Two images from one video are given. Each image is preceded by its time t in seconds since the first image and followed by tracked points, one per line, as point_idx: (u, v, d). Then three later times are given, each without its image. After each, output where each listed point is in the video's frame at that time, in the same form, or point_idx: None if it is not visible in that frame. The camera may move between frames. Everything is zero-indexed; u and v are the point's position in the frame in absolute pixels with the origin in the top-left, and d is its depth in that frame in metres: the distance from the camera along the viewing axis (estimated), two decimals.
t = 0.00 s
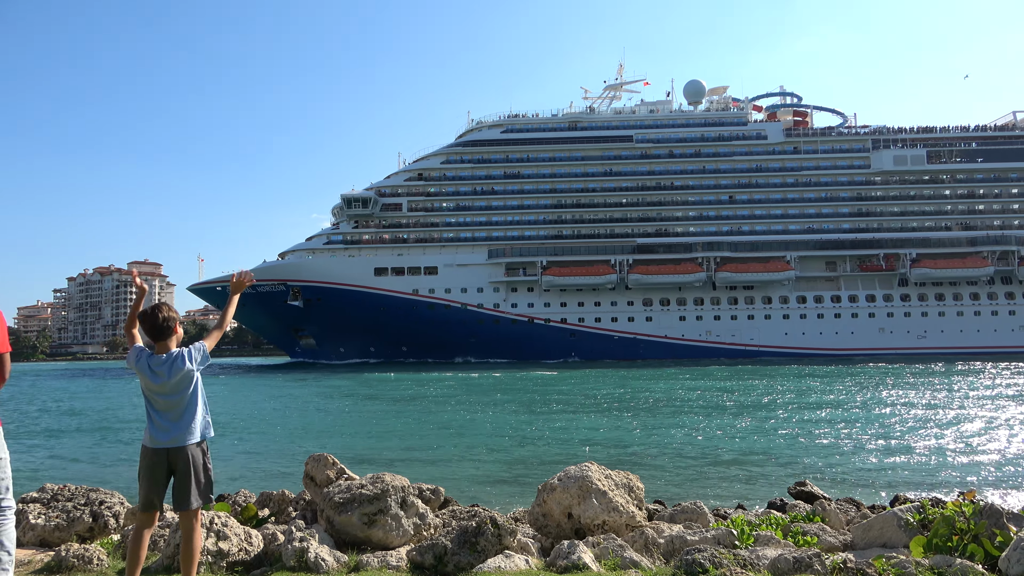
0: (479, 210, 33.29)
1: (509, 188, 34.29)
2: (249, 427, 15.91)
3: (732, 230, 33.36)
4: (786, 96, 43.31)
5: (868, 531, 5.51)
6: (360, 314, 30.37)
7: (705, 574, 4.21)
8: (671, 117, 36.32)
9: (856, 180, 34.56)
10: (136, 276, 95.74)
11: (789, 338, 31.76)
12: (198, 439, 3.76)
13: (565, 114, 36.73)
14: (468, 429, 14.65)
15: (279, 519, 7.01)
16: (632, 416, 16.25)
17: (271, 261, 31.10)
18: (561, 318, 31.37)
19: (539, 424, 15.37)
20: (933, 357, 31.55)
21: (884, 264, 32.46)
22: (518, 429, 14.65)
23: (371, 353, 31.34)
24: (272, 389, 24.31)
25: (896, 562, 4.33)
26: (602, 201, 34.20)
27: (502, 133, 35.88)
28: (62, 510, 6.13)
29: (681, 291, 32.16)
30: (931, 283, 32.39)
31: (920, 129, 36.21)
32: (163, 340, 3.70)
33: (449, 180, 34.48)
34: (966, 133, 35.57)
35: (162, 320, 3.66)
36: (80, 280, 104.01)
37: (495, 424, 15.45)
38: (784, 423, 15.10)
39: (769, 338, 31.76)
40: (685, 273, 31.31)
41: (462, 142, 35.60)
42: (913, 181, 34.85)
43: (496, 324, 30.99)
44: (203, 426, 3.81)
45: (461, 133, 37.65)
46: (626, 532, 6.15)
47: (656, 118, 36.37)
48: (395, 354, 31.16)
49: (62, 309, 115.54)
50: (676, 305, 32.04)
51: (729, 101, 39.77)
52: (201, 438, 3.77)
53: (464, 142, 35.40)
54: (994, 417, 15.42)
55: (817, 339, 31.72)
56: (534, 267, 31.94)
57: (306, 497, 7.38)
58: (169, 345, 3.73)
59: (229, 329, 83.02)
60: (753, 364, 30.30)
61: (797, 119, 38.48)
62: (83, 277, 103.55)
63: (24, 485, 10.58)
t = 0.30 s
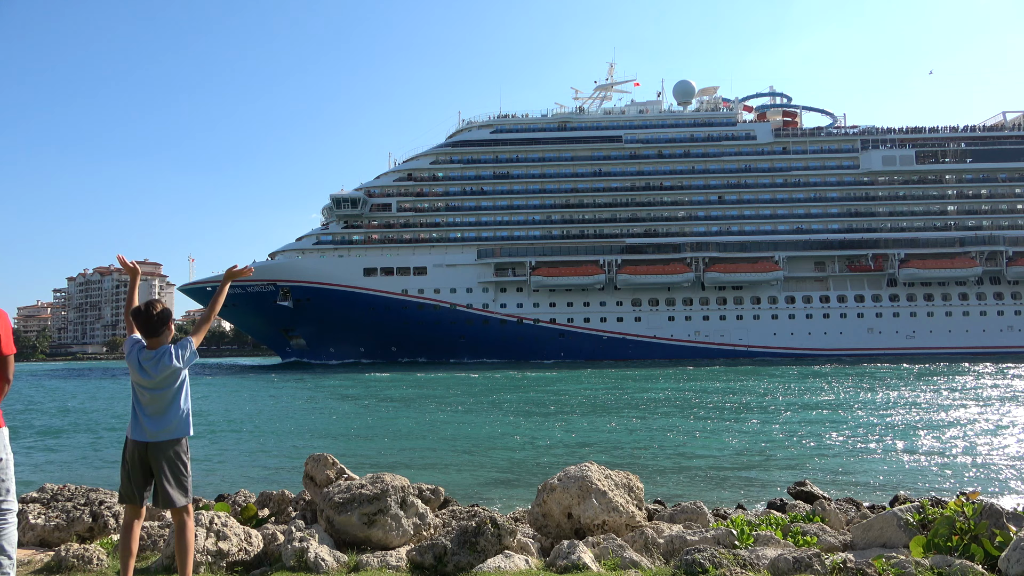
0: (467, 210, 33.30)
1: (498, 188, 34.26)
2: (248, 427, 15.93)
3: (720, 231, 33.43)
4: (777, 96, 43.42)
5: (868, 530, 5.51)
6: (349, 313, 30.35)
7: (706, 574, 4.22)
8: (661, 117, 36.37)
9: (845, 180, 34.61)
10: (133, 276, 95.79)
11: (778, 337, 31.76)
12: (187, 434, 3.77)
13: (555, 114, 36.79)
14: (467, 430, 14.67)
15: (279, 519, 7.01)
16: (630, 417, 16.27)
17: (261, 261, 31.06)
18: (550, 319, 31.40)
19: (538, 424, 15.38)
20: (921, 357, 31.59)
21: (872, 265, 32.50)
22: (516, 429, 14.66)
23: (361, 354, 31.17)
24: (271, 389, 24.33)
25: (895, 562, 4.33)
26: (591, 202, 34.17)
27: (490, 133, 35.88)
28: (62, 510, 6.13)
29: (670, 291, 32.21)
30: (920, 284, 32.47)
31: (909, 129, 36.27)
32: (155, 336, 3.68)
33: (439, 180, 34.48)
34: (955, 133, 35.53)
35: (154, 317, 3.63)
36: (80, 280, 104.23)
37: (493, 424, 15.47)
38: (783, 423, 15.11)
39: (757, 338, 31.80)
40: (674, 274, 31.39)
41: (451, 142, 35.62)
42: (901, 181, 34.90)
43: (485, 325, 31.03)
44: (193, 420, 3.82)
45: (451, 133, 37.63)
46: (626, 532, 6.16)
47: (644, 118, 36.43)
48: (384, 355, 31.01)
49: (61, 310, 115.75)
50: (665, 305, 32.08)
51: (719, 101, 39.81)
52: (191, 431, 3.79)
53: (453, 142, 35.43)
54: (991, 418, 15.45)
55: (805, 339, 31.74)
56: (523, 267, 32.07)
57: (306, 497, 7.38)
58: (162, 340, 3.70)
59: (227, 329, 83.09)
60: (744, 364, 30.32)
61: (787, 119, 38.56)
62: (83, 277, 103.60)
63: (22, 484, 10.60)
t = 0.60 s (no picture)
0: (457, 210, 33.29)
1: (487, 189, 34.26)
2: (246, 427, 15.94)
3: (709, 231, 33.49)
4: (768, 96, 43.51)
5: (869, 531, 5.51)
6: (339, 313, 30.32)
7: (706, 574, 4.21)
8: (651, 117, 36.38)
9: (834, 180, 34.64)
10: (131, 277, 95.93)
11: (767, 338, 31.81)
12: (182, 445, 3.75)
13: (545, 115, 36.80)
14: (465, 430, 14.68)
15: (279, 519, 7.02)
16: (628, 417, 16.28)
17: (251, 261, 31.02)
18: (540, 319, 31.42)
19: (536, 424, 15.39)
20: (911, 357, 31.62)
21: (861, 265, 32.53)
22: (514, 430, 14.66)
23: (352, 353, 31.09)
24: (271, 389, 24.34)
25: (895, 562, 4.33)
26: (582, 202, 34.18)
27: (479, 133, 35.88)
28: (62, 511, 6.12)
29: (659, 291, 32.27)
30: (909, 284, 32.49)
31: (899, 130, 36.29)
32: (154, 347, 3.68)
33: (429, 180, 34.49)
34: (946, 134, 35.52)
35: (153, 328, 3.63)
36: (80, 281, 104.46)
37: (492, 424, 15.46)
38: (781, 423, 15.12)
39: (747, 338, 31.82)
40: (663, 274, 31.42)
41: (441, 142, 35.64)
42: (892, 182, 34.91)
43: (474, 325, 31.01)
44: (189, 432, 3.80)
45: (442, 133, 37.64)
46: (626, 532, 6.15)
47: (634, 118, 36.47)
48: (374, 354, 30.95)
49: (61, 310, 116.01)
50: (654, 305, 32.12)
51: (710, 101, 39.85)
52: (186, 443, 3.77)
53: (443, 142, 35.44)
54: (987, 418, 15.45)
55: (794, 339, 31.79)
56: (512, 267, 32.04)
57: (306, 497, 7.38)
58: (161, 352, 3.70)
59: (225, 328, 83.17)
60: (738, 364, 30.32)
61: (776, 120, 38.63)
62: (82, 278, 103.76)
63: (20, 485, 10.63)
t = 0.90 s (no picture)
0: (451, 211, 33.27)
1: (482, 189, 34.28)
2: (251, 427, 16.01)
3: (703, 230, 33.53)
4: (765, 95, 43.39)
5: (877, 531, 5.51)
6: (335, 313, 30.34)
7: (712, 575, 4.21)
8: (645, 117, 36.34)
9: (829, 180, 34.58)
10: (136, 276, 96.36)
11: (762, 337, 31.76)
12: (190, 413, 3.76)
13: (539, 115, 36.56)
14: (470, 430, 14.70)
15: (286, 518, 7.04)
16: (631, 417, 16.28)
17: (247, 262, 31.05)
18: (535, 318, 31.43)
19: (541, 424, 15.40)
20: (908, 356, 31.59)
21: (856, 265, 32.51)
22: (517, 430, 14.68)
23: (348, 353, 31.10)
24: (276, 388, 24.41)
25: (903, 562, 4.32)
26: (576, 201, 34.20)
27: (474, 133, 35.87)
28: (71, 509, 6.16)
29: (654, 291, 32.34)
30: (905, 284, 32.41)
31: (895, 129, 36.20)
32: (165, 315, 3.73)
33: (423, 180, 34.48)
34: (943, 133, 35.35)
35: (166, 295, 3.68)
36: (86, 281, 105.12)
37: (495, 424, 15.48)
38: (785, 423, 15.12)
39: (742, 337, 31.80)
40: (657, 274, 31.41)
41: (436, 142, 35.63)
42: (887, 182, 34.85)
43: (470, 325, 31.04)
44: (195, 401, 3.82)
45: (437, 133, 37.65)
46: (632, 532, 6.15)
47: (629, 118, 36.46)
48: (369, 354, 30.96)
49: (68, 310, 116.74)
50: (649, 305, 32.17)
51: (706, 101, 39.81)
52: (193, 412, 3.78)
53: (438, 142, 35.42)
54: (990, 418, 15.41)
55: (789, 339, 31.74)
56: (508, 267, 32.15)
57: (313, 497, 7.41)
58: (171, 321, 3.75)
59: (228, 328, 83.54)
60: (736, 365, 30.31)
61: (772, 119, 38.60)
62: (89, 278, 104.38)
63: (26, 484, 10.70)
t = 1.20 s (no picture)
0: (478, 211, 33.47)
1: (507, 189, 34.41)
2: (288, 424, 16.28)
3: (730, 228, 33.26)
4: (795, 92, 42.81)
5: (922, 535, 5.39)
6: (362, 313, 30.53)
7: None
8: (671, 115, 36.10)
9: (860, 177, 34.10)
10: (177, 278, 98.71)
11: (792, 337, 31.28)
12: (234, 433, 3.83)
13: (565, 114, 36.96)
14: (504, 429, 14.76)
15: (325, 514, 7.15)
16: (666, 418, 16.19)
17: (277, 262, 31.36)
18: (560, 318, 31.38)
19: (575, 425, 15.38)
20: (945, 357, 30.72)
21: (888, 263, 31.89)
22: (551, 430, 14.69)
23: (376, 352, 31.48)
24: (313, 387, 24.77)
25: (952, 568, 4.21)
26: (601, 200, 34.14)
27: (500, 134, 36.12)
28: (119, 504, 6.34)
29: (680, 291, 32.02)
30: (940, 283, 31.73)
31: (928, 124, 35.58)
32: (207, 338, 3.79)
33: (449, 181, 34.79)
34: (977, 128, 34.81)
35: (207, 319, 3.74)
36: (131, 282, 108.08)
37: (529, 424, 15.52)
38: (823, 425, 14.91)
39: (772, 337, 31.33)
40: (683, 273, 31.08)
41: (463, 143, 35.92)
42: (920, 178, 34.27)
43: (495, 325, 31.04)
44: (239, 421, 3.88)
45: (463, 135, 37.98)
46: (670, 533, 6.10)
47: (655, 117, 36.30)
48: (398, 354, 31.36)
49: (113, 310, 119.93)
50: (675, 304, 31.89)
51: (734, 98, 39.51)
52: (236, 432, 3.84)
53: (465, 143, 35.72)
54: None
55: (820, 339, 31.18)
56: (533, 267, 32.02)
57: (352, 494, 7.49)
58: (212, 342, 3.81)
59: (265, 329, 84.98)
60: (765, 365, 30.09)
61: (800, 116, 38.23)
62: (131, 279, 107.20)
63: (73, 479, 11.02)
